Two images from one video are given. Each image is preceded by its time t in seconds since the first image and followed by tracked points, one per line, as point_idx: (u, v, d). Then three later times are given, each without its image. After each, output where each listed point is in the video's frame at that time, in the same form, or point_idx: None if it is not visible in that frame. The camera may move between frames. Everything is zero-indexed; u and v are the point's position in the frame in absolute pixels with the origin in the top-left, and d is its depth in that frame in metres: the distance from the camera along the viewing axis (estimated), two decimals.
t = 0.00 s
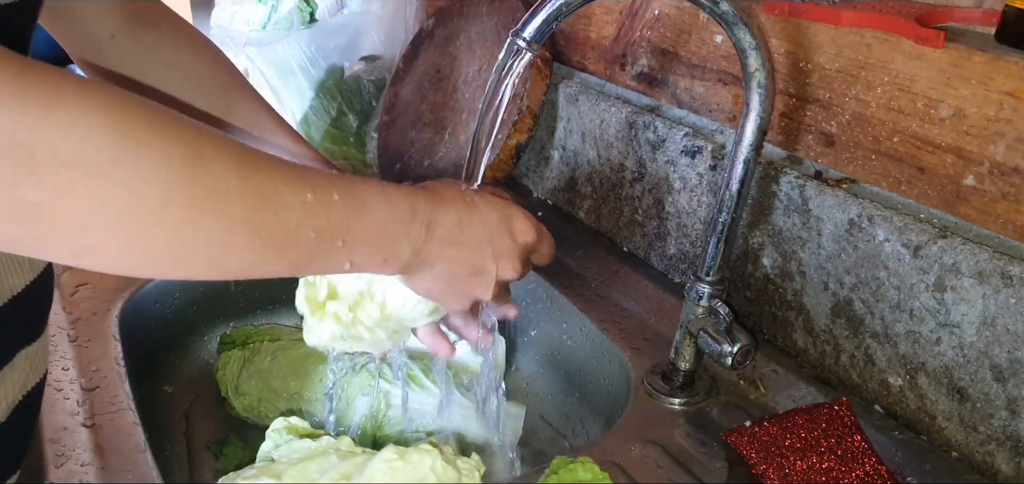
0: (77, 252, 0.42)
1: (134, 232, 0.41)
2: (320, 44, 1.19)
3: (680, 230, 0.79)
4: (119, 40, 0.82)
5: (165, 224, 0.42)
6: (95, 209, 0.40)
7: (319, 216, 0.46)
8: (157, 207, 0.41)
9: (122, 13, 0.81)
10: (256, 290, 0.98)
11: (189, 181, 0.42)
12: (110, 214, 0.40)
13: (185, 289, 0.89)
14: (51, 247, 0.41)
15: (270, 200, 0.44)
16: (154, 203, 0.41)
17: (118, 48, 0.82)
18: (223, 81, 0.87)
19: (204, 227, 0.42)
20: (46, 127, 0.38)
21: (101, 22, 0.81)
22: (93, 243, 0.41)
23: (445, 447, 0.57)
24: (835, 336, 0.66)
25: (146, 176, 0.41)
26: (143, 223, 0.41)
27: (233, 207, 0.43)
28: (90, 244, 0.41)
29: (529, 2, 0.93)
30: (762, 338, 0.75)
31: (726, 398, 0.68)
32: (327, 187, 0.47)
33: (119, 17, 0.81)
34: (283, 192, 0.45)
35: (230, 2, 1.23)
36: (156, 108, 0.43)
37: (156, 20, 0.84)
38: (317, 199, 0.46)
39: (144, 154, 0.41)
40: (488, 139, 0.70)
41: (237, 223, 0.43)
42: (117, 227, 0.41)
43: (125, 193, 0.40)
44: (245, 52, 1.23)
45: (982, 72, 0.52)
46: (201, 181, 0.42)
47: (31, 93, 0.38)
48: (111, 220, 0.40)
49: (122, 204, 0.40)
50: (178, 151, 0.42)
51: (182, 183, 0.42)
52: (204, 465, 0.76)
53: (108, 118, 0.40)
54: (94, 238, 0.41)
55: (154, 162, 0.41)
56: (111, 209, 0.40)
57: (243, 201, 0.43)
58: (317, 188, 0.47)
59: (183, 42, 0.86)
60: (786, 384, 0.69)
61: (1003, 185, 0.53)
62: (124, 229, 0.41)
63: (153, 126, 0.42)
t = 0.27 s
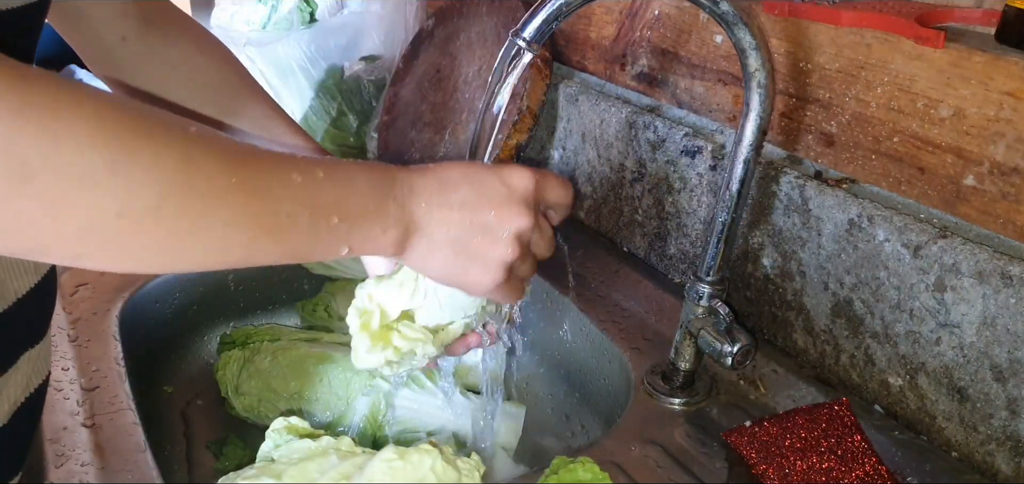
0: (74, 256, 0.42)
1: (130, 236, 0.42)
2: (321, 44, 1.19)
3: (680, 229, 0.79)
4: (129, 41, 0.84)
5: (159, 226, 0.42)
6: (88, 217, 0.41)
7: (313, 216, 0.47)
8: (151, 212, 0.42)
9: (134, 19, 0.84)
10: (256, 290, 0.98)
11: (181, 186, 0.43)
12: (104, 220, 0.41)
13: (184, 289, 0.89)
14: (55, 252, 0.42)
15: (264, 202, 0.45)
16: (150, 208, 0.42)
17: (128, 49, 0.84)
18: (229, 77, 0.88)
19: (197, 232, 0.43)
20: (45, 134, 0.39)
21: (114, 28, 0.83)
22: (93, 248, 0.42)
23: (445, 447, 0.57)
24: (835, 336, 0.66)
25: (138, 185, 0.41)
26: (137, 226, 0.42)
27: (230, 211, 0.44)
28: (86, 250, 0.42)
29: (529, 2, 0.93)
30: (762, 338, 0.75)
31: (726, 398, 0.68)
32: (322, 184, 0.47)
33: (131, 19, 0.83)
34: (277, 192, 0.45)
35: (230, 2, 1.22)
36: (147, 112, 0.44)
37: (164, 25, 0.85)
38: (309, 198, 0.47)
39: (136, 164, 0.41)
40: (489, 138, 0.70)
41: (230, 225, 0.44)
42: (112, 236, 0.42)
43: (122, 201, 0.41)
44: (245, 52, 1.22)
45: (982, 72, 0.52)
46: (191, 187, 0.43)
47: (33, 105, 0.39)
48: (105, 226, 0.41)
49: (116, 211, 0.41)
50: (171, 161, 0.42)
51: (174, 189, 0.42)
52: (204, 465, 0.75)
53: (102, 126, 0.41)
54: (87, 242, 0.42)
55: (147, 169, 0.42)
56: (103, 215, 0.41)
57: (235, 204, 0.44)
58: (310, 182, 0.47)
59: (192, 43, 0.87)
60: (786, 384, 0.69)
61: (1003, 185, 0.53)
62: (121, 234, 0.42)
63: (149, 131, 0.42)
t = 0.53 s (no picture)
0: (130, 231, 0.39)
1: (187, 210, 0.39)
2: (320, 44, 1.20)
3: (680, 229, 0.79)
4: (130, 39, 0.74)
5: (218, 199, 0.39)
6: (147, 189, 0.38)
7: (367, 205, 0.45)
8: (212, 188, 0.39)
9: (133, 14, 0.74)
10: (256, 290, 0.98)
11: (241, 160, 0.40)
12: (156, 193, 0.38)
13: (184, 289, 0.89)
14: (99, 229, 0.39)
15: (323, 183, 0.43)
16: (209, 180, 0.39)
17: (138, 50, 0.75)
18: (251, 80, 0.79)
19: (255, 212, 0.40)
20: (102, 102, 0.36)
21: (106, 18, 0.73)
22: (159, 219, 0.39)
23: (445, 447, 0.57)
24: (835, 336, 0.66)
25: (190, 159, 0.38)
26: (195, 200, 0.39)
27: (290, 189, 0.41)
28: (147, 227, 0.39)
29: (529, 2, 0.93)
30: (762, 338, 0.75)
31: (726, 398, 0.68)
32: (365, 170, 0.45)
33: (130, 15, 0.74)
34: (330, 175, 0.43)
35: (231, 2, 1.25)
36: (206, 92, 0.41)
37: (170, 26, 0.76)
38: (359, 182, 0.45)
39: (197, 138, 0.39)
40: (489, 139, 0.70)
41: (293, 204, 0.41)
42: (167, 214, 0.39)
43: (168, 177, 0.38)
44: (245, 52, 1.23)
45: (982, 72, 0.52)
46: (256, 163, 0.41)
47: (84, 69, 0.36)
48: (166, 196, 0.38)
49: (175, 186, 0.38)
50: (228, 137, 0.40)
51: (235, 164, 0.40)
52: (204, 465, 0.75)
53: (163, 101, 0.38)
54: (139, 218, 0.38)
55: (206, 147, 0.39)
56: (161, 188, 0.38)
57: (293, 182, 0.42)
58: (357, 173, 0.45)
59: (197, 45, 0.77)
60: (787, 384, 0.69)
61: (1003, 185, 0.53)
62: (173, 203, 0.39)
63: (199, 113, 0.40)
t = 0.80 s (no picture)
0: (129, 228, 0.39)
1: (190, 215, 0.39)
2: (320, 43, 1.19)
3: (680, 229, 0.79)
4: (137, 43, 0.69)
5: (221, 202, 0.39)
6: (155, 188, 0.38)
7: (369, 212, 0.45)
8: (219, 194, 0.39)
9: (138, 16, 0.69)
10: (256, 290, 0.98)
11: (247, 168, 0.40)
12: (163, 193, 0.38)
13: (185, 289, 0.89)
14: (100, 226, 0.38)
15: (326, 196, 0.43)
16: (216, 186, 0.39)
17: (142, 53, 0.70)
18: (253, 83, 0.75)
19: (259, 222, 0.40)
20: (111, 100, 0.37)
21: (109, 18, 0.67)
22: (162, 219, 0.39)
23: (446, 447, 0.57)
24: (835, 336, 0.66)
25: (199, 164, 0.38)
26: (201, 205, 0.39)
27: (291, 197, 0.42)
28: (154, 229, 0.39)
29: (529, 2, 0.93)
30: (762, 338, 0.75)
31: (726, 398, 0.68)
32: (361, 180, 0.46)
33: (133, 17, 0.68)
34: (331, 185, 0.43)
35: (231, 2, 1.24)
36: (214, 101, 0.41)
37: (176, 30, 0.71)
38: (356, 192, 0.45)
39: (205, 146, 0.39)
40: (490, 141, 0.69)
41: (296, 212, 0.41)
42: (175, 217, 0.39)
43: (178, 182, 0.38)
44: (245, 52, 1.22)
45: (982, 72, 0.52)
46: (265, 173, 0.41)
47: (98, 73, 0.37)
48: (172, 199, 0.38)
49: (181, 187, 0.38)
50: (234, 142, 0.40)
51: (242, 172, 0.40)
52: (204, 465, 0.75)
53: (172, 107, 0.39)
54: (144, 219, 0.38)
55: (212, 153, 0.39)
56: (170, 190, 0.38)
57: (298, 190, 0.42)
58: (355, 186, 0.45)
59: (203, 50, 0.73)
60: (786, 383, 0.69)
61: (1003, 186, 0.53)
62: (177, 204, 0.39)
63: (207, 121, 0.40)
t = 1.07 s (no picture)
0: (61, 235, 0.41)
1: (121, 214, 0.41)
2: (320, 43, 1.19)
3: (680, 229, 0.79)
4: (145, 40, 0.68)
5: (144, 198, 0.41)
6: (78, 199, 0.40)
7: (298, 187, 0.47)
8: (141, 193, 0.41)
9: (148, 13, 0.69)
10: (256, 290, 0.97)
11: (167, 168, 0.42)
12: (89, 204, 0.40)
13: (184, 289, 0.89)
14: (34, 243, 0.41)
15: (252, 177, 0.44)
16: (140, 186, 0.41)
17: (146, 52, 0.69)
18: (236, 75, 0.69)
19: (183, 198, 0.42)
20: None
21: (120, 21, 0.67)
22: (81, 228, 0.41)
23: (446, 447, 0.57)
24: (835, 336, 0.66)
25: (98, 168, 0.39)
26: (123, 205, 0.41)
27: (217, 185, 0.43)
28: (75, 235, 0.41)
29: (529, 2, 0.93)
30: (762, 338, 0.75)
31: (726, 398, 0.68)
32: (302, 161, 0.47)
33: (144, 14, 0.68)
34: (251, 156, 0.44)
35: (230, 2, 1.25)
36: (138, 96, 0.42)
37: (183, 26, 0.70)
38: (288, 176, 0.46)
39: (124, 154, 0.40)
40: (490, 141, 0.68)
41: (218, 188, 0.43)
42: (96, 231, 0.41)
43: (76, 195, 0.39)
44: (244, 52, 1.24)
45: (982, 72, 0.52)
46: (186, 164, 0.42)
47: None
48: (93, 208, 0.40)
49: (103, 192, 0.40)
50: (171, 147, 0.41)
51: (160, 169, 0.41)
52: (204, 465, 0.75)
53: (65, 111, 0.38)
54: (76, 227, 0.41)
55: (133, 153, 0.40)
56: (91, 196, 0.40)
57: (211, 164, 0.43)
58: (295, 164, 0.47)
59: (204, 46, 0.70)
60: (787, 383, 0.69)
61: (1003, 186, 0.53)
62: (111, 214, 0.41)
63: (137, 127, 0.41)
